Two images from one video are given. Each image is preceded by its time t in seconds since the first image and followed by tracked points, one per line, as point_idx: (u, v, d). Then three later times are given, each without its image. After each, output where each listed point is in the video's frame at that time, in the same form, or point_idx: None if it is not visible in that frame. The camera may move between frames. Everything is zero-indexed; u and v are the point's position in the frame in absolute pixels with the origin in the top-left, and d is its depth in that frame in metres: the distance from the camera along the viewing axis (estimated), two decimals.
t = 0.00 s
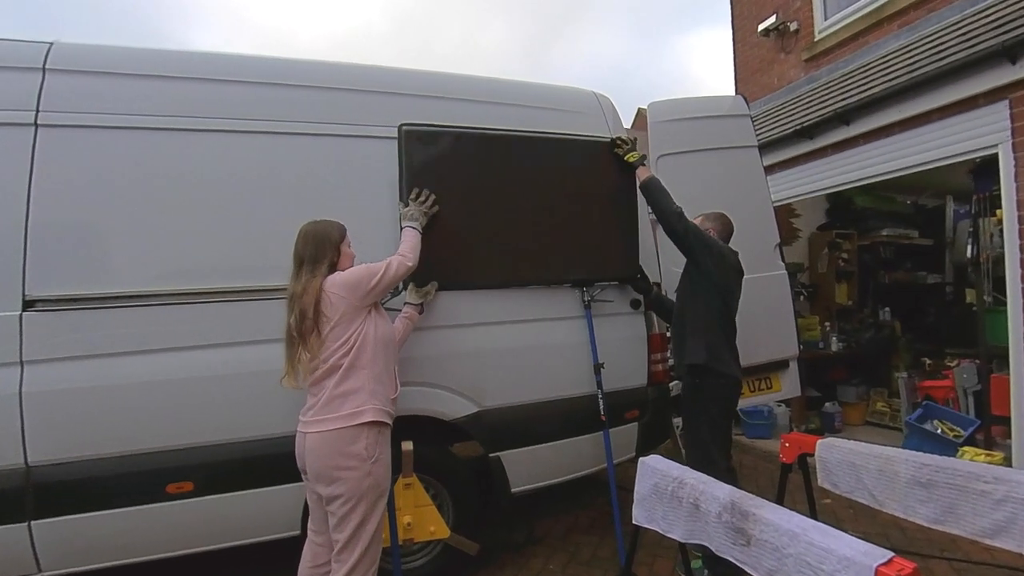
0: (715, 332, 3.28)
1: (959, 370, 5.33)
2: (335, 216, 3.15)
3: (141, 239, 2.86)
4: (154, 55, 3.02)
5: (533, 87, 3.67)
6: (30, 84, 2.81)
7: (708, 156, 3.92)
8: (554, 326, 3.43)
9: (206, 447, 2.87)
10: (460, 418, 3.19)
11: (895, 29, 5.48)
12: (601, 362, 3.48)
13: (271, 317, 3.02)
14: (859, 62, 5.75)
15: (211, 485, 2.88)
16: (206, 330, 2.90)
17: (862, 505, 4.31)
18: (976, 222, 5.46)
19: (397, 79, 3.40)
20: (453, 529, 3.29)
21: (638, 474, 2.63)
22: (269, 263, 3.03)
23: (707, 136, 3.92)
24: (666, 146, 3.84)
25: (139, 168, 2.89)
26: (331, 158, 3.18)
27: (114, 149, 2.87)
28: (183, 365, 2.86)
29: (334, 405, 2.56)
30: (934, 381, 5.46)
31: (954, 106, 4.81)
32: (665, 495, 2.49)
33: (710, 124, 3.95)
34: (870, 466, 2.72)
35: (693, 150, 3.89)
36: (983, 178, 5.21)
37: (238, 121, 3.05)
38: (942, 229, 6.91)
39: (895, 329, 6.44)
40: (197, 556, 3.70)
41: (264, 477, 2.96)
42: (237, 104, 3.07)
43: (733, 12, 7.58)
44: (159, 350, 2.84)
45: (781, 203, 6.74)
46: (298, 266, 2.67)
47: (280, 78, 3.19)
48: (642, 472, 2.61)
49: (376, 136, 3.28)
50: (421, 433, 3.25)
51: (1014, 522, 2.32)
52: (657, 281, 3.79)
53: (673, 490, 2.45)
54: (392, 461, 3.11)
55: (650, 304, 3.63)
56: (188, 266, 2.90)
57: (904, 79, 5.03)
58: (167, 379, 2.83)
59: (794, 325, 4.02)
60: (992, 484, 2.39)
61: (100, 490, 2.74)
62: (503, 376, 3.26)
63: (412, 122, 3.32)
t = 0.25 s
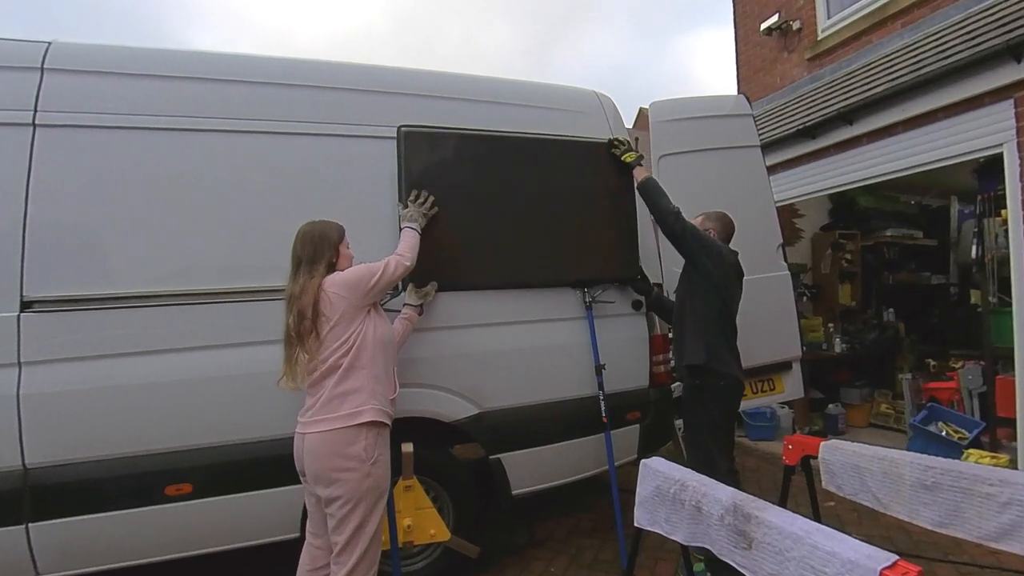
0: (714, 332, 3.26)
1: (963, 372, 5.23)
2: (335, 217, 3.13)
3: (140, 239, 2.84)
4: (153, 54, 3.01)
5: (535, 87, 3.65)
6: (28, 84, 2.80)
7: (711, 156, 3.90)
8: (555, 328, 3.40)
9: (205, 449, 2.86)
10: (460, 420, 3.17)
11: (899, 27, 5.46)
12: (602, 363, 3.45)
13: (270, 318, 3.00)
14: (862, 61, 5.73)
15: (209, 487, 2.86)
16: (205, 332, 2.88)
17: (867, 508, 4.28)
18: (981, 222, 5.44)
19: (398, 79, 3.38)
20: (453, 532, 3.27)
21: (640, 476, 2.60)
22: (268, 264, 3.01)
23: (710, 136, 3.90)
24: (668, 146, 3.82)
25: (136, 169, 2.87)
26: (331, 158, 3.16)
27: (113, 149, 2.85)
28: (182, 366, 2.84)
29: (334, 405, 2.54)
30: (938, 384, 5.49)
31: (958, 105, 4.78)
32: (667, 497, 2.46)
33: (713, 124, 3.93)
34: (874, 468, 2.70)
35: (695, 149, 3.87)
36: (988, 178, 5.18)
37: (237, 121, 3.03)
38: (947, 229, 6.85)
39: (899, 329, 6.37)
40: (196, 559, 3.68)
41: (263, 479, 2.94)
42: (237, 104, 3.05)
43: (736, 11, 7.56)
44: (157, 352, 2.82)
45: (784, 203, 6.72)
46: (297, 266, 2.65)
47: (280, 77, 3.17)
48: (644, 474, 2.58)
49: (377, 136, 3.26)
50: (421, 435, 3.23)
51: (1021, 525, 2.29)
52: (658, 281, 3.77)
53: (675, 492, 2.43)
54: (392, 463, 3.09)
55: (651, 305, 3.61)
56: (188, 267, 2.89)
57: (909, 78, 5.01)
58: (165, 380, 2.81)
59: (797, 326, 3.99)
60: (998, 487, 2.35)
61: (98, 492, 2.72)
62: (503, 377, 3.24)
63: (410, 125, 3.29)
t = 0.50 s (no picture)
0: (712, 333, 3.23)
1: (968, 374, 5.22)
2: (334, 217, 3.11)
3: (139, 240, 2.82)
4: (152, 54, 2.99)
5: (536, 87, 3.63)
6: (26, 84, 2.78)
7: (713, 156, 3.87)
8: (556, 329, 3.38)
9: (204, 451, 2.84)
10: (461, 422, 3.15)
11: (903, 26, 5.43)
12: (603, 365, 3.43)
13: (269, 319, 2.98)
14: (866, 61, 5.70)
15: (208, 490, 2.84)
16: (204, 333, 2.87)
17: (871, 510, 4.25)
18: (986, 222, 5.42)
19: (399, 78, 3.36)
20: (454, 534, 3.25)
21: (641, 478, 2.58)
22: (267, 264, 2.99)
23: (712, 136, 3.88)
24: (671, 147, 3.79)
25: (135, 169, 2.85)
26: (331, 158, 3.14)
27: (111, 149, 2.83)
28: (181, 367, 2.82)
29: (331, 405, 2.53)
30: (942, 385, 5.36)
31: (963, 105, 4.75)
32: (669, 500, 2.43)
33: (716, 124, 3.90)
34: (878, 470, 2.68)
35: (698, 150, 3.85)
36: (993, 177, 5.17)
37: (237, 121, 3.02)
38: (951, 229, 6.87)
39: (903, 331, 6.40)
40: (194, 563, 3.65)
41: (262, 482, 2.92)
42: (236, 104, 3.03)
43: (738, 10, 7.53)
44: (156, 353, 2.80)
45: (787, 203, 6.70)
46: (294, 267, 2.64)
47: (280, 77, 3.15)
48: (646, 476, 2.56)
49: (377, 136, 3.24)
50: (422, 437, 3.20)
51: None
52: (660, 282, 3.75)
53: (677, 495, 2.40)
54: (392, 465, 3.08)
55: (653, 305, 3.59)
56: (187, 268, 2.87)
57: (913, 76, 4.99)
58: (164, 382, 2.79)
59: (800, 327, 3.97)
60: (1003, 489, 2.32)
61: (97, 495, 2.70)
62: (504, 379, 3.22)
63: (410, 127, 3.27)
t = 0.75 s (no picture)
0: (709, 334, 3.22)
1: (973, 375, 5.20)
2: (334, 218, 3.09)
3: (138, 241, 2.81)
4: (152, 53, 2.97)
5: (537, 86, 3.61)
6: (24, 83, 2.76)
7: (715, 156, 3.85)
8: (557, 330, 3.36)
9: (203, 453, 2.82)
10: (461, 424, 3.13)
11: (906, 25, 5.40)
12: (605, 366, 3.41)
13: (269, 320, 2.96)
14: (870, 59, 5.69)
15: (207, 492, 2.82)
16: (203, 334, 2.85)
17: (874, 513, 4.22)
18: (990, 222, 5.39)
19: (399, 78, 3.34)
20: (455, 537, 3.23)
21: (643, 480, 2.55)
22: (266, 265, 2.97)
23: (714, 135, 3.86)
24: (673, 146, 3.77)
25: (134, 169, 2.84)
26: (331, 159, 3.12)
27: (110, 149, 2.82)
28: (180, 369, 2.81)
29: (328, 406, 2.52)
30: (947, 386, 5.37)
31: (967, 104, 4.73)
32: (670, 502, 2.41)
33: (718, 124, 3.88)
34: (881, 473, 2.65)
35: (700, 149, 3.82)
36: (998, 177, 5.13)
37: (236, 121, 3.00)
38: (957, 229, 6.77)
39: (907, 333, 6.33)
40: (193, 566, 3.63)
41: (261, 484, 2.90)
42: (236, 104, 3.02)
43: (740, 9, 7.51)
44: (155, 354, 2.79)
45: (790, 203, 6.68)
46: (292, 267, 2.63)
47: (279, 77, 3.13)
48: (647, 478, 2.53)
49: (377, 136, 3.22)
50: (422, 438, 3.18)
51: None
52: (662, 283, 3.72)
53: (679, 497, 2.38)
54: (392, 467, 3.06)
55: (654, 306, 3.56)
56: (186, 268, 2.85)
57: (917, 76, 4.98)
58: (163, 383, 2.77)
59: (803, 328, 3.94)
60: (1008, 492, 2.29)
61: (95, 497, 2.69)
62: (505, 380, 3.20)
63: (414, 130, 3.27)
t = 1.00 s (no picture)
0: (708, 335, 3.21)
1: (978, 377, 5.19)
2: (334, 218, 3.08)
3: (136, 241, 2.79)
4: (150, 53, 2.96)
5: (538, 86, 3.59)
6: (23, 83, 2.75)
7: (717, 156, 3.83)
8: (558, 331, 3.34)
9: (202, 454, 2.80)
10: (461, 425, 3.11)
11: (910, 24, 5.39)
12: (606, 367, 3.38)
13: (268, 321, 2.94)
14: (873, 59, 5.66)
15: (206, 494, 2.81)
16: (202, 335, 2.83)
17: (878, 516, 4.19)
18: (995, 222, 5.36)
19: (399, 77, 3.32)
20: (455, 540, 3.21)
21: (644, 483, 2.53)
22: (266, 265, 2.95)
23: (717, 135, 3.84)
24: (675, 146, 3.75)
25: (133, 169, 2.82)
26: (331, 159, 3.10)
27: (108, 149, 2.80)
28: (179, 370, 2.79)
29: (327, 407, 2.50)
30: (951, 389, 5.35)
31: (972, 103, 4.71)
32: (672, 504, 2.39)
33: (720, 124, 3.86)
34: (886, 475, 2.63)
35: (702, 149, 3.80)
36: (1002, 177, 5.09)
37: (236, 120, 2.98)
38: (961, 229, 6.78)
39: (911, 333, 6.31)
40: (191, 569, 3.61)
41: (260, 485, 2.89)
42: (236, 104, 3.00)
43: (743, 8, 7.49)
44: (153, 355, 2.77)
45: (792, 203, 6.66)
46: (291, 268, 2.61)
47: (279, 76, 3.12)
48: (649, 480, 2.50)
49: (378, 136, 3.21)
50: (423, 440, 3.16)
51: None
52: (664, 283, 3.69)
53: (681, 499, 2.36)
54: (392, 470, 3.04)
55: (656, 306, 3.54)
56: (185, 269, 2.83)
57: (921, 75, 4.97)
58: (162, 384, 2.76)
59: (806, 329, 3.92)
60: (1014, 494, 2.27)
61: (93, 499, 2.67)
62: (505, 382, 3.18)
63: (411, 135, 3.24)
